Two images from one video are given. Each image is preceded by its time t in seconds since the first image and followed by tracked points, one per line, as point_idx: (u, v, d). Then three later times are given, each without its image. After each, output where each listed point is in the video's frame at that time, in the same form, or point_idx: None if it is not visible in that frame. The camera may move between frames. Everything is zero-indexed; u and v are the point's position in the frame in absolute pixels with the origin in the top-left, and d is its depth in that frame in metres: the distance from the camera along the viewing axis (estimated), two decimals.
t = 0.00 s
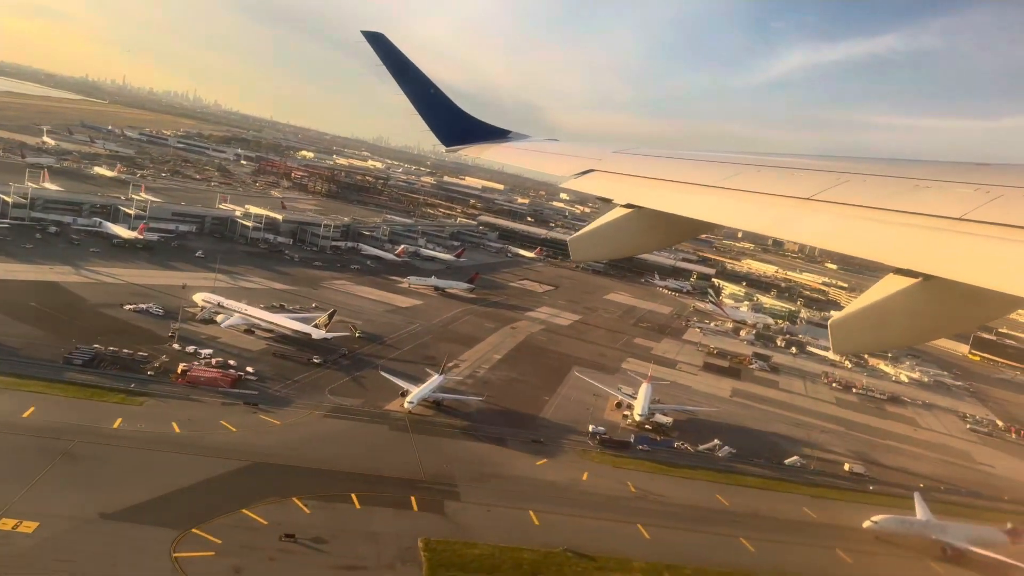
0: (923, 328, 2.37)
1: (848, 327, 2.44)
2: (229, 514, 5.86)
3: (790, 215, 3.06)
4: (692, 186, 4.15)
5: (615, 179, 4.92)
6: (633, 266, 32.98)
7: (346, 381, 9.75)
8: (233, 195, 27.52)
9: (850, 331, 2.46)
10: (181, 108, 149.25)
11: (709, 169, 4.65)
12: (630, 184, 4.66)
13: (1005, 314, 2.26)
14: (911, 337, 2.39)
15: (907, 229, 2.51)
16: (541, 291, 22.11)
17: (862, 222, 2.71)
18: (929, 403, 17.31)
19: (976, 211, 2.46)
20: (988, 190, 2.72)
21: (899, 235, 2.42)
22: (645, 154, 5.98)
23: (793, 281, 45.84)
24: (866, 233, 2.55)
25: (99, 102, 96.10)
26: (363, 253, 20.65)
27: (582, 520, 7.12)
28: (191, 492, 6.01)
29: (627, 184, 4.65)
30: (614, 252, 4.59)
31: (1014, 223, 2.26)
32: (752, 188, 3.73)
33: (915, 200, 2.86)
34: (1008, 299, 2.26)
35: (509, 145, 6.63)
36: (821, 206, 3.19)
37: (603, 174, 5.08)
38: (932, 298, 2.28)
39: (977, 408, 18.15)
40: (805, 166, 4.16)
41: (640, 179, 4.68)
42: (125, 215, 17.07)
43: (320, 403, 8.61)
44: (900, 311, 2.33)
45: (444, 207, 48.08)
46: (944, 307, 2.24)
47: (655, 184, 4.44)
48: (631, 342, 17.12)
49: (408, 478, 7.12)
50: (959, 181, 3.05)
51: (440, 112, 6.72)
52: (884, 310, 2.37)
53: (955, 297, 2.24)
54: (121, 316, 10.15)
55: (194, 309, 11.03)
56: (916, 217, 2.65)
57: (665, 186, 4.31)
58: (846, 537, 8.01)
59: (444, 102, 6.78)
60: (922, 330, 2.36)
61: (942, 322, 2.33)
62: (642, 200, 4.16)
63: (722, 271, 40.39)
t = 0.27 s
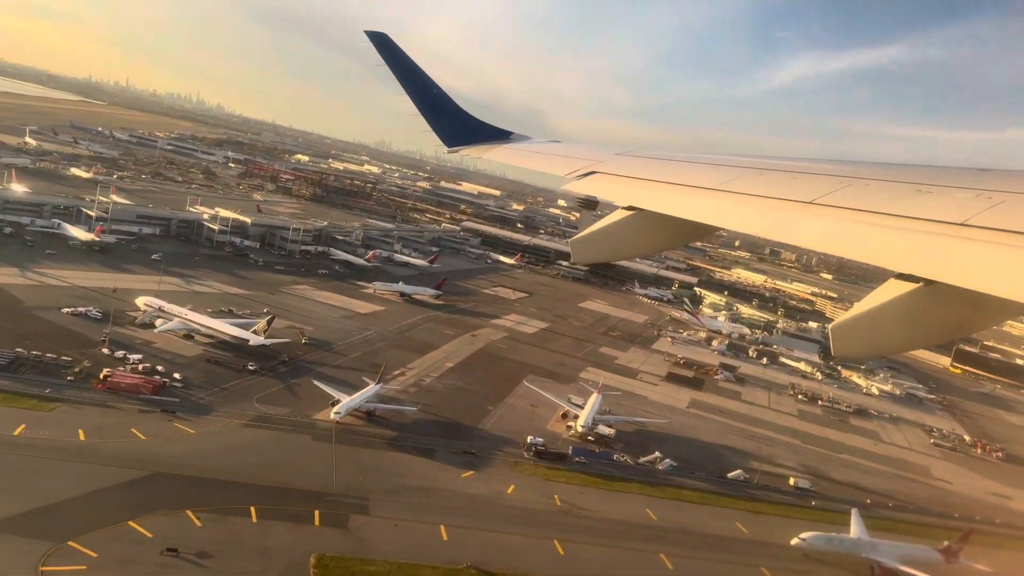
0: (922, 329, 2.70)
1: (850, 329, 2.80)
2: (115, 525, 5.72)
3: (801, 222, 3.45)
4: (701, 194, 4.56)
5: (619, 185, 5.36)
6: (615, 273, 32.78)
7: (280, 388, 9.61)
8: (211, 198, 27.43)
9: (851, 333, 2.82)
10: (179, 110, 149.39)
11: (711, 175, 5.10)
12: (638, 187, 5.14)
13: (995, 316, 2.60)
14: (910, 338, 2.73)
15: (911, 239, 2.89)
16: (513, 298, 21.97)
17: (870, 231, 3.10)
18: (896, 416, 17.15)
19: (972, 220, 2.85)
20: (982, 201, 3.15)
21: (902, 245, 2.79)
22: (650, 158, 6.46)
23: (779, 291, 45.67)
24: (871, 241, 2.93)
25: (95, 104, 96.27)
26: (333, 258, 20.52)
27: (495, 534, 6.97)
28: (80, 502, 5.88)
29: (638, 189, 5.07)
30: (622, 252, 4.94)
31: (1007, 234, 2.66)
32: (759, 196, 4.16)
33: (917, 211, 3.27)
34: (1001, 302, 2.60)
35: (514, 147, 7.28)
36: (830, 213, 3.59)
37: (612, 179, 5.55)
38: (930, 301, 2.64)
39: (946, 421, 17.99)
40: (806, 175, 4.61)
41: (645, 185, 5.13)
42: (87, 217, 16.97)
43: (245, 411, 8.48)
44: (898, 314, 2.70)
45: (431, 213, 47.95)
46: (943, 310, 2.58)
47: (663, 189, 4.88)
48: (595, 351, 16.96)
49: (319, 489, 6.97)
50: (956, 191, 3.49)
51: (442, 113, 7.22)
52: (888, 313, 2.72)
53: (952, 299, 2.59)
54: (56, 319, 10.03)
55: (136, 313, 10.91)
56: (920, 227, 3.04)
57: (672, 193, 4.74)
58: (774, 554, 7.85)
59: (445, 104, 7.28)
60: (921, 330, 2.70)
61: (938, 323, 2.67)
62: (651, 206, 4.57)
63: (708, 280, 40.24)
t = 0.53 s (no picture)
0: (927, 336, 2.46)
1: (849, 332, 2.54)
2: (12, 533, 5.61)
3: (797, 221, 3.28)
4: (697, 194, 4.46)
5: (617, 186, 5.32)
6: (599, 278, 32.65)
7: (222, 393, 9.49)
8: (192, 200, 27.40)
9: (849, 338, 2.57)
10: (177, 113, 149.73)
11: (712, 175, 5.08)
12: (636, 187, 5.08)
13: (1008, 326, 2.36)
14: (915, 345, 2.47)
15: (917, 241, 2.67)
16: (490, 302, 21.85)
17: (871, 231, 2.91)
18: (868, 425, 17.00)
19: (978, 221, 2.66)
20: (989, 202, 2.99)
21: (900, 244, 2.59)
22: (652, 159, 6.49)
23: (768, 298, 45.53)
24: (871, 241, 2.72)
25: (92, 106, 96.56)
26: (307, 260, 20.43)
27: (418, 545, 6.83)
28: None
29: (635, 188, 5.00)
30: (613, 253, 4.85)
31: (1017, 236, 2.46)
32: (759, 196, 4.06)
33: (919, 213, 3.11)
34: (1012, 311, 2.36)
35: (515, 146, 7.37)
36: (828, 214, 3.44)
37: (610, 178, 5.50)
38: (935, 306, 2.40)
39: (920, 430, 17.84)
40: (811, 176, 4.59)
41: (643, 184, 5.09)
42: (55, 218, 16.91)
43: (178, 417, 8.36)
44: (899, 318, 2.46)
45: (421, 216, 47.89)
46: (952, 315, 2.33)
47: (661, 189, 4.80)
48: (565, 357, 16.83)
49: (238, 499, 6.85)
50: (963, 193, 3.35)
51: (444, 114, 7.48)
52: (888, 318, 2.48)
53: (957, 304, 2.36)
54: None
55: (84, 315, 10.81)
56: (925, 228, 2.84)
57: (666, 192, 4.64)
58: (708, 567, 7.70)
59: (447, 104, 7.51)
60: (925, 337, 2.45)
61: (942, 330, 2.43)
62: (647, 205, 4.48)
63: (696, 286, 40.10)
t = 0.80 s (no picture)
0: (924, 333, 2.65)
1: (851, 331, 2.75)
2: None
3: (803, 224, 3.50)
4: (703, 196, 4.70)
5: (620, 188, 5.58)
6: (581, 282, 32.52)
7: (153, 397, 9.36)
8: (169, 201, 27.33)
9: (851, 336, 2.77)
10: (176, 115, 150.10)
11: (715, 175, 5.44)
12: (639, 189, 5.34)
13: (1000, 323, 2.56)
14: (912, 343, 2.67)
15: (921, 244, 2.87)
16: (463, 306, 21.70)
17: (873, 233, 3.14)
18: (834, 432, 16.84)
19: (978, 224, 2.88)
20: (988, 205, 3.23)
21: (901, 247, 2.81)
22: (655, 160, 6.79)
23: (755, 303, 45.32)
24: (872, 244, 2.97)
25: (87, 109, 96.83)
26: (276, 263, 20.32)
27: (326, 554, 6.68)
28: None
29: (640, 190, 5.26)
30: (618, 253, 5.10)
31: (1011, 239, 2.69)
32: (764, 198, 4.32)
33: (919, 215, 3.35)
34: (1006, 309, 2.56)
35: (522, 148, 7.72)
36: (832, 217, 3.68)
37: (615, 180, 5.77)
38: (932, 305, 2.59)
39: (889, 438, 17.67)
40: (813, 178, 4.87)
41: (646, 186, 5.35)
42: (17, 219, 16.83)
43: (99, 422, 8.23)
44: (897, 316, 2.66)
45: (409, 219, 47.80)
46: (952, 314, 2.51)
47: (667, 192, 5.07)
48: (529, 361, 16.68)
49: (142, 508, 6.70)
50: (963, 195, 3.60)
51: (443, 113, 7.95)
52: (888, 317, 2.69)
53: (957, 303, 2.55)
54: None
55: (24, 317, 10.67)
56: (926, 230, 3.07)
57: (671, 194, 4.89)
58: None
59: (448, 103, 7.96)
60: (923, 334, 2.64)
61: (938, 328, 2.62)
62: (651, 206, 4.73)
63: (682, 291, 39.90)
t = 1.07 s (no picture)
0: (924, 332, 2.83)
1: (853, 330, 2.93)
2: None
3: (808, 223, 3.67)
4: (705, 193, 4.85)
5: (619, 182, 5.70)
6: (565, 285, 32.39)
7: (92, 401, 9.25)
8: (149, 202, 27.22)
9: (854, 334, 2.95)
10: (173, 117, 150.34)
11: (716, 172, 5.55)
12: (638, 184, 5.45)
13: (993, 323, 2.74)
14: (911, 342, 2.85)
15: (923, 244, 3.02)
16: (438, 308, 21.58)
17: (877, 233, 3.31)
18: (805, 438, 16.71)
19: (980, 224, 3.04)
20: (988, 206, 3.39)
21: (906, 247, 2.97)
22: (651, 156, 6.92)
23: (745, 306, 45.13)
24: (878, 244, 3.12)
25: (82, 111, 96.86)
26: (249, 266, 20.21)
27: (244, 563, 6.56)
28: None
29: (641, 186, 5.38)
30: (617, 251, 5.20)
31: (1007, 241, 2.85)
32: (766, 195, 4.48)
33: (919, 215, 3.52)
34: (1002, 309, 2.74)
35: (525, 146, 7.69)
36: (835, 216, 3.84)
37: (614, 176, 5.86)
38: (931, 305, 2.77)
39: (862, 443, 17.52)
40: (813, 175, 5.02)
41: (645, 182, 5.48)
42: None
43: (29, 427, 8.12)
44: (899, 317, 2.84)
45: (398, 221, 47.70)
46: (951, 314, 2.69)
47: (667, 188, 5.20)
48: (497, 364, 16.56)
49: (56, 515, 6.59)
50: (963, 195, 3.76)
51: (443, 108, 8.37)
52: (891, 317, 2.87)
53: (955, 304, 2.73)
54: None
55: None
56: (930, 230, 3.23)
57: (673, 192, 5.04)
58: None
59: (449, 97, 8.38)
60: (922, 332, 2.82)
61: (937, 328, 2.81)
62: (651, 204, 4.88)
63: (670, 295, 39.75)
